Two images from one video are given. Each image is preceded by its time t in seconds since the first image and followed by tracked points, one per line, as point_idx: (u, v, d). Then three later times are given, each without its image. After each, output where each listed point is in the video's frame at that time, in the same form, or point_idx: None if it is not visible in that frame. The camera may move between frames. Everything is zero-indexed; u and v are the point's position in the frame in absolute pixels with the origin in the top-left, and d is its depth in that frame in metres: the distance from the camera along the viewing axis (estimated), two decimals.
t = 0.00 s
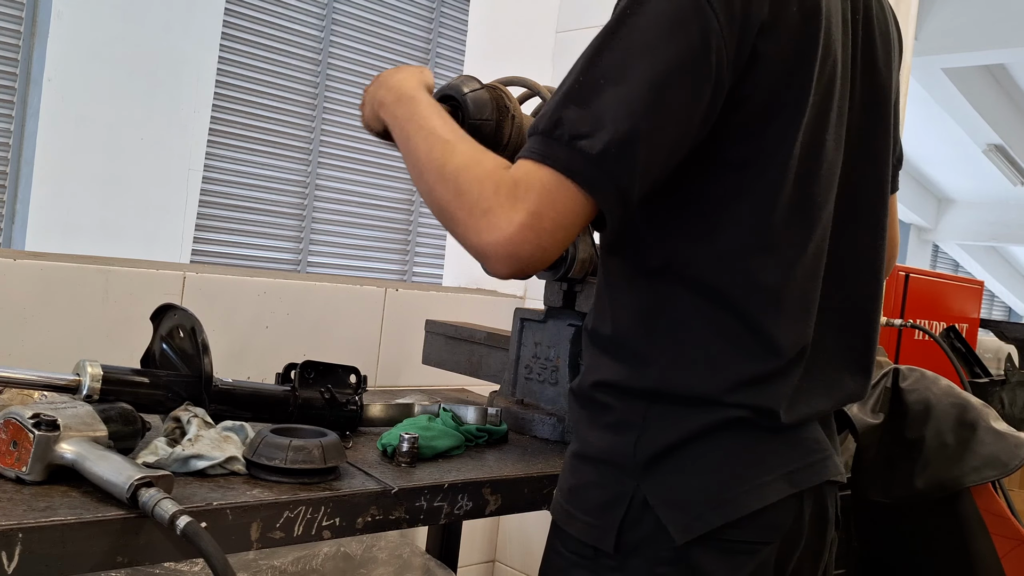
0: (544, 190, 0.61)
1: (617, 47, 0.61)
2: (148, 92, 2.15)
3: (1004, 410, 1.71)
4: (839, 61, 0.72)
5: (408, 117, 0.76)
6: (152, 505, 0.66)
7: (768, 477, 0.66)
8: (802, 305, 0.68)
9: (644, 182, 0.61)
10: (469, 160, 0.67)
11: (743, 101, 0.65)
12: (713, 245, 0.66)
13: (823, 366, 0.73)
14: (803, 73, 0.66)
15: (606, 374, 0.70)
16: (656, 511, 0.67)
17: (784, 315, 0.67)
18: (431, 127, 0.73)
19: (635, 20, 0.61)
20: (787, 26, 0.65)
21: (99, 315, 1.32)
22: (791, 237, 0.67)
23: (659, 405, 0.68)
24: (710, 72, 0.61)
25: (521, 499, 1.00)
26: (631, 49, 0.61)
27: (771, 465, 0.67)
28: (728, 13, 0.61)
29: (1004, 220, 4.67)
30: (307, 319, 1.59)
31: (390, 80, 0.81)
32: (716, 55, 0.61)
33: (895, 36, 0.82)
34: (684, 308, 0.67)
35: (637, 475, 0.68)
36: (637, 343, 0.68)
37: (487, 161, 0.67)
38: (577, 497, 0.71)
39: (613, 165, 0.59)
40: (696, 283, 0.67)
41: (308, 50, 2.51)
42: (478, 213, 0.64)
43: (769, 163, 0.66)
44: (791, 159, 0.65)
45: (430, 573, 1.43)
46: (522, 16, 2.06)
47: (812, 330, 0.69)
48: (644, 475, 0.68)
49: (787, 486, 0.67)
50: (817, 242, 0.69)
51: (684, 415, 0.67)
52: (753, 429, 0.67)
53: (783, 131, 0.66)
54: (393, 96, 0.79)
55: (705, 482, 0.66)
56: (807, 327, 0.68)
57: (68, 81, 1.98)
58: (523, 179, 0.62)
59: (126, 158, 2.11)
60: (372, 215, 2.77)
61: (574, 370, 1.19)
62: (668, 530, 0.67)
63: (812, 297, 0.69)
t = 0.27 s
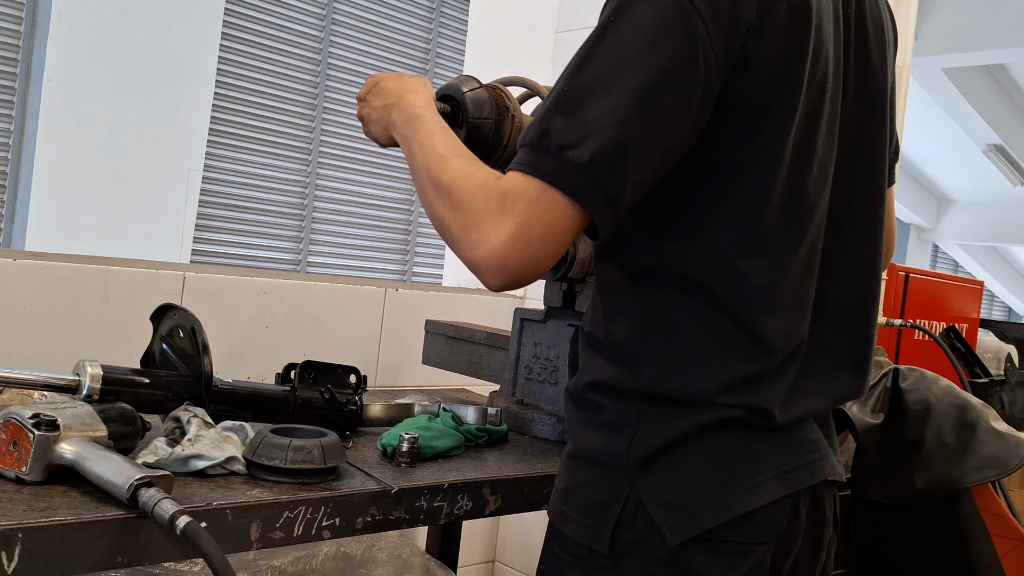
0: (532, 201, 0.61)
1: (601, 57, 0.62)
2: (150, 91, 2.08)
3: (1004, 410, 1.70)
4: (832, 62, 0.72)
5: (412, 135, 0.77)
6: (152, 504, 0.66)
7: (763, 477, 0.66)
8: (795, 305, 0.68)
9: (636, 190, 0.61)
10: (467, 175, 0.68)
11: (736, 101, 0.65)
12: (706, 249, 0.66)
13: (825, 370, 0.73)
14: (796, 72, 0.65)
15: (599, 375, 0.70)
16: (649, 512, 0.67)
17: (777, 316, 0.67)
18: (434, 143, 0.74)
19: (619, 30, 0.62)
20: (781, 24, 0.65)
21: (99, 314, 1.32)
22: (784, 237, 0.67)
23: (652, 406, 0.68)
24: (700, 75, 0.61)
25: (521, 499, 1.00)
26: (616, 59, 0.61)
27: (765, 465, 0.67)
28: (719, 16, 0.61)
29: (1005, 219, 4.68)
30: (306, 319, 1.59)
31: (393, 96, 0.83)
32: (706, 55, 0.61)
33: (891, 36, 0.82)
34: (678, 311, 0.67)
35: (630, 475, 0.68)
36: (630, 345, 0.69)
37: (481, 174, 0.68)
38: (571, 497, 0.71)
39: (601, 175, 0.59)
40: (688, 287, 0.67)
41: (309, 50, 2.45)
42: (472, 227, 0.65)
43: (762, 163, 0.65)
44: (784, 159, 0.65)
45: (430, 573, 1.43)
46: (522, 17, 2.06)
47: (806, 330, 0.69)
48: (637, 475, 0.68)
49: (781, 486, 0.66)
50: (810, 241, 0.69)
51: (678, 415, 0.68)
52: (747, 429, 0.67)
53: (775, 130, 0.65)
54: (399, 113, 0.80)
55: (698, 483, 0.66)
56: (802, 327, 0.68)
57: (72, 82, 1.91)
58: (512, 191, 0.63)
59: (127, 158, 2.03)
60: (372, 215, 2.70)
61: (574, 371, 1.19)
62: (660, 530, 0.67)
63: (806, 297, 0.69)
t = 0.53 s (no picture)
0: (534, 236, 0.62)
1: (578, 79, 0.62)
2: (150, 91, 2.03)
3: (1005, 411, 1.70)
4: (825, 61, 0.72)
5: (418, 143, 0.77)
6: (151, 504, 0.66)
7: (755, 478, 0.66)
8: (786, 305, 0.68)
9: (627, 200, 0.61)
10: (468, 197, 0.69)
11: (725, 100, 0.65)
12: (696, 253, 0.65)
13: (826, 369, 0.72)
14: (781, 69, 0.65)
15: (590, 375, 0.70)
16: (640, 514, 0.67)
17: (767, 316, 0.66)
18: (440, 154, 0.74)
19: (595, 49, 0.62)
20: (775, 24, 0.65)
21: (98, 314, 1.32)
22: (775, 236, 0.67)
23: (643, 407, 0.68)
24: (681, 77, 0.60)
25: (521, 500, 1.00)
26: (595, 76, 0.61)
27: (758, 467, 0.66)
28: (711, 15, 0.61)
29: (1005, 219, 4.70)
30: (304, 318, 1.58)
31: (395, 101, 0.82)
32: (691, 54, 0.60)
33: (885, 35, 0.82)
34: (670, 312, 0.67)
35: (620, 476, 0.68)
36: (621, 346, 0.69)
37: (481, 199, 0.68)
38: (566, 497, 0.71)
39: (589, 195, 0.60)
40: (677, 291, 0.67)
41: (308, 50, 2.44)
42: (474, 257, 0.66)
43: (749, 160, 0.65)
44: (769, 156, 0.65)
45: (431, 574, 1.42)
46: (522, 17, 2.06)
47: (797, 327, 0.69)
48: (627, 477, 0.68)
49: (776, 487, 0.66)
50: (798, 238, 0.68)
51: (669, 415, 0.67)
52: (740, 429, 0.67)
53: (760, 131, 0.65)
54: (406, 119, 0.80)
55: (689, 485, 0.66)
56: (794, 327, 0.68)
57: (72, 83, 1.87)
58: (512, 225, 0.63)
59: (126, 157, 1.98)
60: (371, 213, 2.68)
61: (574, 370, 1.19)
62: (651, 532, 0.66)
63: (798, 296, 0.69)
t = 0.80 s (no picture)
0: (556, 271, 0.63)
1: (565, 103, 0.61)
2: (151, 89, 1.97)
3: (1008, 412, 1.69)
4: (816, 61, 0.71)
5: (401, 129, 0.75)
6: (149, 506, 0.66)
7: (754, 483, 0.65)
8: (782, 305, 0.67)
9: (631, 215, 0.61)
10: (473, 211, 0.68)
11: (716, 100, 0.64)
12: (688, 257, 0.65)
13: (821, 365, 0.69)
14: (773, 62, 0.63)
15: (582, 378, 0.71)
16: (638, 520, 0.67)
17: (764, 315, 0.66)
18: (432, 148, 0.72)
19: (583, 69, 0.60)
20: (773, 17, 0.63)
21: (96, 314, 1.31)
22: (768, 235, 0.66)
23: (639, 412, 0.68)
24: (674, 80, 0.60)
25: (520, 501, 0.99)
26: (585, 95, 0.60)
27: (758, 471, 0.65)
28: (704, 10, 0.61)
29: (1006, 219, 4.73)
30: (302, 317, 1.58)
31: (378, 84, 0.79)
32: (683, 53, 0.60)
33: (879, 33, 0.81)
34: (665, 315, 0.66)
35: (618, 482, 0.68)
36: (618, 349, 0.68)
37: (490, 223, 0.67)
38: (564, 501, 0.71)
39: (594, 217, 0.60)
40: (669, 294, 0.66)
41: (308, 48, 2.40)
42: (493, 290, 0.66)
43: (740, 162, 0.64)
44: (762, 156, 0.64)
45: None
46: (522, 15, 2.05)
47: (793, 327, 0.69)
48: (625, 482, 0.68)
49: (775, 492, 0.65)
50: (791, 235, 0.67)
51: (667, 419, 0.66)
52: (737, 431, 0.66)
53: (751, 132, 0.64)
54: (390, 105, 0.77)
55: (688, 490, 0.65)
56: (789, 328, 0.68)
57: (71, 79, 1.56)
58: (531, 261, 0.63)
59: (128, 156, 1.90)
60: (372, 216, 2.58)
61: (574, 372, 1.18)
62: (650, 539, 0.66)
63: (790, 295, 0.68)
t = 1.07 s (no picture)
0: (559, 307, 0.63)
1: (552, 142, 0.61)
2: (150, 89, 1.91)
3: (1009, 413, 1.67)
4: (798, 68, 0.72)
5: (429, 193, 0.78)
6: (147, 507, 0.65)
7: (765, 485, 0.65)
8: (779, 303, 0.68)
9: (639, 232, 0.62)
10: (489, 259, 0.69)
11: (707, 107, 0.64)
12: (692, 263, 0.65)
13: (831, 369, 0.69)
14: (749, 68, 0.64)
15: (586, 388, 0.72)
16: (646, 527, 0.66)
17: (763, 314, 0.66)
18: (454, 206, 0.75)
19: (569, 87, 0.61)
20: (745, 24, 0.64)
21: (95, 314, 1.31)
22: (765, 235, 0.67)
23: (644, 419, 0.68)
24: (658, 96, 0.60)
25: (520, 502, 0.99)
26: (573, 132, 0.60)
27: (766, 474, 0.65)
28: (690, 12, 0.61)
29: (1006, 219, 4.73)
30: (301, 317, 1.57)
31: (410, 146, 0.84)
32: (663, 66, 0.60)
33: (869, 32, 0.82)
34: (672, 321, 0.66)
35: (625, 490, 0.68)
36: (621, 357, 0.68)
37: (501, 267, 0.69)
38: (569, 510, 0.72)
39: (595, 248, 0.60)
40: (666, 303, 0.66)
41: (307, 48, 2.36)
42: (509, 333, 0.67)
43: (731, 170, 0.64)
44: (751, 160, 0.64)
45: None
46: (521, 14, 2.05)
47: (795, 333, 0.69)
48: (632, 489, 0.68)
49: (785, 495, 0.65)
50: (785, 233, 0.68)
51: (671, 424, 0.66)
52: (743, 435, 0.66)
53: (737, 140, 0.64)
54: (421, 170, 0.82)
55: (695, 496, 0.65)
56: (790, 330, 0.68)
57: (71, 79, 1.56)
58: (533, 300, 0.64)
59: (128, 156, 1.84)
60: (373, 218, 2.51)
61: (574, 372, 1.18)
62: (659, 547, 0.66)
63: (784, 296, 0.68)
